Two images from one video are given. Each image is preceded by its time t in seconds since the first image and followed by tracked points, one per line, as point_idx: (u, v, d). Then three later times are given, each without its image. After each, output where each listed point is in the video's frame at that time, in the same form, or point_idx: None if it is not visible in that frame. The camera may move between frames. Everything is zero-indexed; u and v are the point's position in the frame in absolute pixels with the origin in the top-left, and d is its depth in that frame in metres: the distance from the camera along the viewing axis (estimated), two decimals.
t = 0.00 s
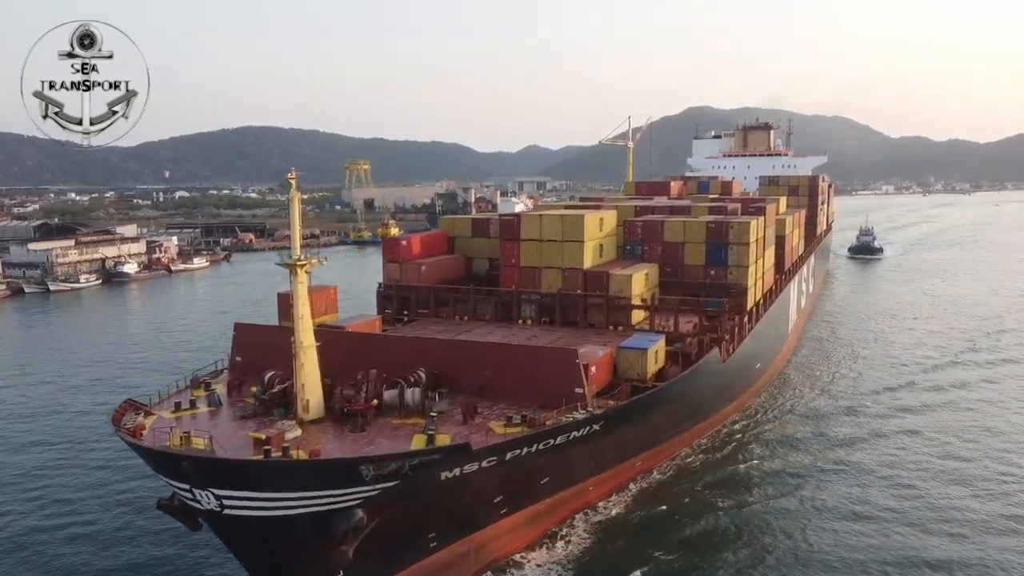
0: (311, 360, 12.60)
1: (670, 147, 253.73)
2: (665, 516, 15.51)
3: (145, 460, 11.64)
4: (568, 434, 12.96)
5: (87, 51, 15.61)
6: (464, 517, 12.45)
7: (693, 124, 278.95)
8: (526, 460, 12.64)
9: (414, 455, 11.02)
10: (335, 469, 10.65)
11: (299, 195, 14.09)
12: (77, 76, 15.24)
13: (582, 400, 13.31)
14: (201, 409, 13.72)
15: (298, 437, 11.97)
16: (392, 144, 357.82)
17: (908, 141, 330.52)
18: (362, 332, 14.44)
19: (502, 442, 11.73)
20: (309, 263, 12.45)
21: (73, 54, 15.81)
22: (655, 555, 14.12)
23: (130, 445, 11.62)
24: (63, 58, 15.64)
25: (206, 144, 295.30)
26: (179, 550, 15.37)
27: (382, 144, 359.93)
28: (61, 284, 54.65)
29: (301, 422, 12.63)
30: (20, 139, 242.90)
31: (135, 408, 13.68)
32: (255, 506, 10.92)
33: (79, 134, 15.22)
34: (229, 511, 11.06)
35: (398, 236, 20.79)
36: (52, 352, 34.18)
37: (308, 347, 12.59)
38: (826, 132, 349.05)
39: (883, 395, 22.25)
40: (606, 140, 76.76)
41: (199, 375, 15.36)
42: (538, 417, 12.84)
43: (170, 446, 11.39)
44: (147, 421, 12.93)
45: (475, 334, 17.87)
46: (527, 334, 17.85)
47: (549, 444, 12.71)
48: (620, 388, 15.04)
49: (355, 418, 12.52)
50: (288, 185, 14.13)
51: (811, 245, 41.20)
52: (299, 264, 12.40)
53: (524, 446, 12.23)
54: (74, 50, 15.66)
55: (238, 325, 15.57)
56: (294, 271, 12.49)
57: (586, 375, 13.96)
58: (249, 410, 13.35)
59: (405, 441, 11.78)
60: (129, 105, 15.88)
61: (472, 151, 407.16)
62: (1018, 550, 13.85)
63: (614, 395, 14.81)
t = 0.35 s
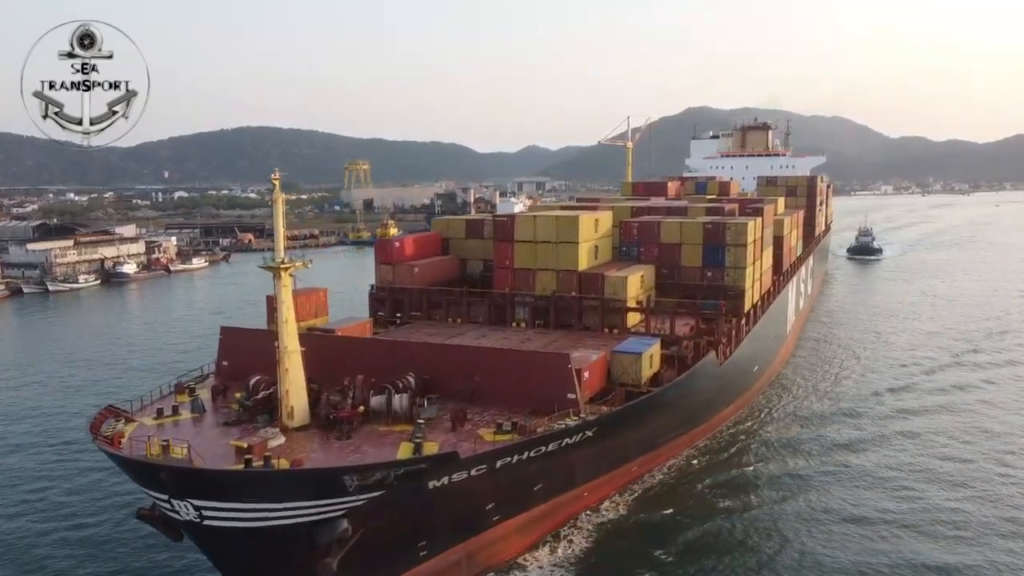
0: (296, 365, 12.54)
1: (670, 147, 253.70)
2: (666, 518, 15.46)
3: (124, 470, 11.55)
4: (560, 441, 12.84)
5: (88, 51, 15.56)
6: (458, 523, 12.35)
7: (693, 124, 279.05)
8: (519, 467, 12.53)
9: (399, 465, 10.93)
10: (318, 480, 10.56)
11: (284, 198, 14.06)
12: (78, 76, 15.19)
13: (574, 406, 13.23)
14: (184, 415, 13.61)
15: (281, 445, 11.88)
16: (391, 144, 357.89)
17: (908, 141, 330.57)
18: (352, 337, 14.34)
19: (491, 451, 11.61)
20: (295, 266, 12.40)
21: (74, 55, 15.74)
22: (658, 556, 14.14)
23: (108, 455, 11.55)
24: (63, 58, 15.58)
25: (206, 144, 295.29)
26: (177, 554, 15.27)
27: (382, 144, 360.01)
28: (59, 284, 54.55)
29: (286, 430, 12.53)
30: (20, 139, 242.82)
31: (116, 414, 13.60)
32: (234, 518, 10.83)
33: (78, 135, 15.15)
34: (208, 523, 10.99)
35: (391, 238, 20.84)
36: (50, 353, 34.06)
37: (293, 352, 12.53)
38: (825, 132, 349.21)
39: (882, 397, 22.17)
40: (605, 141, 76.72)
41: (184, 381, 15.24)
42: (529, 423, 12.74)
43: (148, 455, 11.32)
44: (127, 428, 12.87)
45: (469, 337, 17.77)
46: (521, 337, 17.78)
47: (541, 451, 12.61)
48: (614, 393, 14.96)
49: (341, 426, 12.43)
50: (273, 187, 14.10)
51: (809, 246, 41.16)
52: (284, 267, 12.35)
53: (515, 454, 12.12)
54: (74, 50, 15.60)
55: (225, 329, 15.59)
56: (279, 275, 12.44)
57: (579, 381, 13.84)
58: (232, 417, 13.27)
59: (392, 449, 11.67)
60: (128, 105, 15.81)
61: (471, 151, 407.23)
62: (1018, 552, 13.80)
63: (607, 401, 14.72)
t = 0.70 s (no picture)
0: (280, 370, 12.45)
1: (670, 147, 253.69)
2: (666, 522, 15.39)
3: (101, 480, 11.46)
4: (552, 448, 12.73)
5: (87, 50, 15.42)
6: (451, 529, 12.24)
7: (692, 125, 279.09)
8: (510, 475, 12.41)
9: (384, 475, 10.83)
10: (300, 490, 10.45)
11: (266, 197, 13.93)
12: (78, 76, 15.01)
13: (566, 412, 13.14)
14: (167, 421, 13.53)
15: (264, 454, 11.78)
16: (391, 145, 357.79)
17: (908, 142, 330.69)
18: (341, 341, 14.24)
19: (478, 460, 11.50)
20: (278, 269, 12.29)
21: (74, 54, 15.63)
22: (661, 556, 14.16)
23: (84, 464, 11.49)
24: (63, 58, 15.46)
25: (205, 145, 295.18)
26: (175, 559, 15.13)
27: (381, 144, 359.96)
28: (58, 284, 54.46)
29: (269, 437, 12.41)
30: (19, 139, 242.60)
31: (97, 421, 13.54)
32: (212, 529, 10.74)
33: (78, 134, 15.02)
34: (186, 534, 10.90)
35: (384, 239, 20.72)
36: (48, 353, 33.93)
37: (276, 357, 12.42)
38: (825, 132, 349.31)
39: (881, 400, 22.09)
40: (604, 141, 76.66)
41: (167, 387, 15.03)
42: (520, 430, 12.63)
43: (125, 464, 11.25)
44: (107, 436, 12.80)
45: (462, 340, 17.68)
46: (515, 340, 17.70)
47: (533, 458, 12.49)
48: (608, 398, 14.87)
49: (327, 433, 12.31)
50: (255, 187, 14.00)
51: (808, 247, 41.08)
52: (266, 270, 12.24)
53: (504, 463, 11.99)
54: (74, 50, 15.49)
55: (211, 333, 15.54)
56: (261, 278, 12.34)
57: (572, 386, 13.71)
58: (216, 423, 13.18)
59: (377, 458, 11.56)
60: (129, 105, 15.67)
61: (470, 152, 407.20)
62: (1017, 554, 13.77)
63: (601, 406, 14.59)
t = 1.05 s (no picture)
0: (262, 375, 12.37)
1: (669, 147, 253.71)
2: (664, 525, 15.32)
3: (76, 490, 11.34)
4: (544, 455, 12.61)
5: (87, 50, 15.12)
6: (444, 537, 12.11)
7: (691, 125, 279.21)
8: (501, 483, 12.31)
9: (369, 484, 10.73)
10: (281, 501, 10.35)
11: (247, 197, 13.85)
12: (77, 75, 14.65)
13: (558, 418, 13.05)
14: (148, 428, 13.42)
15: (246, 462, 11.66)
16: (390, 145, 357.73)
17: (906, 142, 331.02)
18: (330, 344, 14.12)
19: (467, 468, 11.39)
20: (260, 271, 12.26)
21: (74, 55, 15.23)
22: (664, 557, 14.21)
23: (58, 474, 11.37)
24: (62, 58, 15.15)
25: (204, 145, 294.96)
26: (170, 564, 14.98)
27: (380, 145, 359.86)
28: (56, 285, 54.33)
29: (253, 445, 12.31)
30: (18, 139, 242.20)
31: (76, 427, 13.45)
32: (188, 541, 10.64)
33: (78, 134, 14.73)
34: (162, 546, 10.81)
35: (375, 241, 20.74)
36: (44, 354, 33.76)
37: (258, 362, 12.37)
38: (824, 132, 349.49)
39: (880, 402, 21.97)
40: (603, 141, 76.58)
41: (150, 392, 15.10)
42: (510, 437, 12.51)
43: (99, 473, 11.14)
44: (84, 443, 12.66)
45: (455, 343, 17.59)
46: (508, 343, 17.59)
47: (524, 466, 12.39)
48: (602, 404, 14.77)
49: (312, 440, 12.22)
50: (236, 188, 13.92)
51: (806, 247, 40.99)
52: (247, 272, 12.16)
53: (493, 471, 11.89)
54: (74, 50, 15.19)
55: (195, 337, 15.48)
56: (242, 279, 12.26)
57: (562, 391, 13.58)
58: (197, 430, 13.07)
59: (361, 466, 11.46)
60: (129, 106, 15.41)
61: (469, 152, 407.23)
62: (1017, 555, 13.75)
63: (593, 412, 14.42)
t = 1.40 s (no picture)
0: (244, 382, 12.27)
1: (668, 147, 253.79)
2: (665, 527, 15.28)
3: (50, 501, 11.20)
4: (534, 463, 12.50)
5: (88, 51, 14.78)
6: (435, 545, 11.99)
7: (690, 125, 279.30)
8: (490, 491, 12.19)
9: (351, 495, 10.59)
10: (259, 513, 10.22)
11: (228, 199, 13.68)
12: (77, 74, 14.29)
13: (549, 424, 12.93)
14: (128, 435, 13.34)
15: (226, 471, 11.56)
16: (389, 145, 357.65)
17: (905, 143, 331.19)
18: (319, 348, 14.02)
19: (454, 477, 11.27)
20: (241, 275, 12.15)
21: (74, 55, 14.83)
22: (667, 556, 14.23)
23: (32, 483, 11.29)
24: (62, 59, 14.80)
25: (203, 145, 294.78)
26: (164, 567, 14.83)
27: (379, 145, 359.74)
28: (55, 285, 54.20)
29: (235, 452, 12.21)
30: (17, 139, 241.93)
31: (56, 434, 13.39)
32: (164, 554, 10.54)
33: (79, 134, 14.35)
34: (138, 559, 10.72)
35: (368, 241, 20.64)
36: (40, 354, 33.63)
37: (238, 368, 12.27)
38: (823, 133, 349.57)
39: (880, 404, 21.88)
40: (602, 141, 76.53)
41: (133, 398, 15.02)
42: (499, 445, 12.39)
43: (73, 483, 11.05)
44: (62, 450, 12.59)
45: (448, 346, 17.49)
46: (501, 345, 17.49)
47: (514, 474, 12.27)
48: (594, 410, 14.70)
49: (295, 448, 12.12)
50: (218, 189, 13.75)
51: (804, 248, 40.90)
52: (229, 277, 12.02)
53: (481, 479, 11.76)
54: (74, 50, 14.84)
55: (181, 342, 15.53)
56: (225, 284, 12.13)
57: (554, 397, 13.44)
58: (178, 438, 12.97)
59: (345, 475, 11.35)
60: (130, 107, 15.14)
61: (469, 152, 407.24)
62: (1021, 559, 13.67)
63: (585, 420, 14.29)
